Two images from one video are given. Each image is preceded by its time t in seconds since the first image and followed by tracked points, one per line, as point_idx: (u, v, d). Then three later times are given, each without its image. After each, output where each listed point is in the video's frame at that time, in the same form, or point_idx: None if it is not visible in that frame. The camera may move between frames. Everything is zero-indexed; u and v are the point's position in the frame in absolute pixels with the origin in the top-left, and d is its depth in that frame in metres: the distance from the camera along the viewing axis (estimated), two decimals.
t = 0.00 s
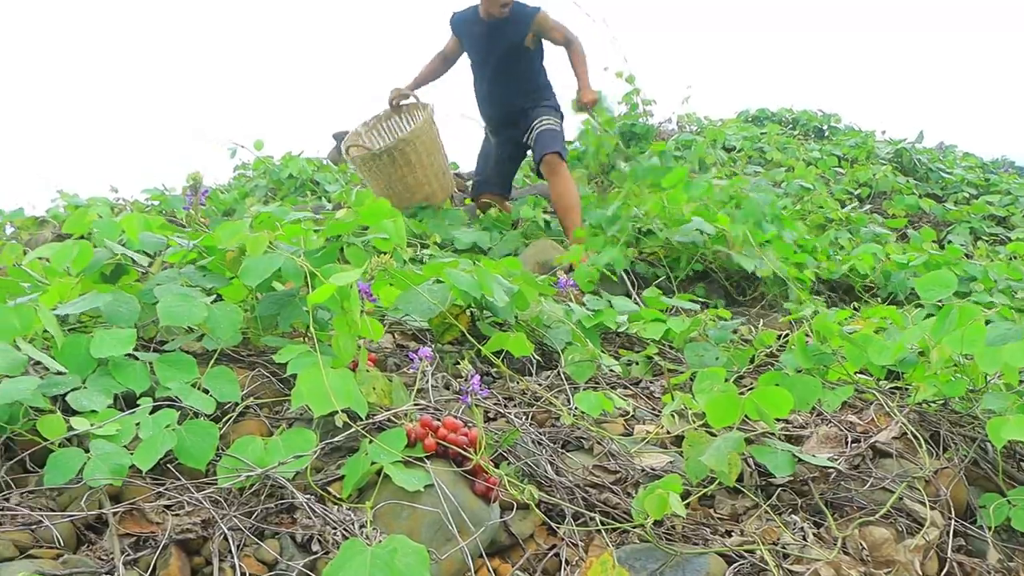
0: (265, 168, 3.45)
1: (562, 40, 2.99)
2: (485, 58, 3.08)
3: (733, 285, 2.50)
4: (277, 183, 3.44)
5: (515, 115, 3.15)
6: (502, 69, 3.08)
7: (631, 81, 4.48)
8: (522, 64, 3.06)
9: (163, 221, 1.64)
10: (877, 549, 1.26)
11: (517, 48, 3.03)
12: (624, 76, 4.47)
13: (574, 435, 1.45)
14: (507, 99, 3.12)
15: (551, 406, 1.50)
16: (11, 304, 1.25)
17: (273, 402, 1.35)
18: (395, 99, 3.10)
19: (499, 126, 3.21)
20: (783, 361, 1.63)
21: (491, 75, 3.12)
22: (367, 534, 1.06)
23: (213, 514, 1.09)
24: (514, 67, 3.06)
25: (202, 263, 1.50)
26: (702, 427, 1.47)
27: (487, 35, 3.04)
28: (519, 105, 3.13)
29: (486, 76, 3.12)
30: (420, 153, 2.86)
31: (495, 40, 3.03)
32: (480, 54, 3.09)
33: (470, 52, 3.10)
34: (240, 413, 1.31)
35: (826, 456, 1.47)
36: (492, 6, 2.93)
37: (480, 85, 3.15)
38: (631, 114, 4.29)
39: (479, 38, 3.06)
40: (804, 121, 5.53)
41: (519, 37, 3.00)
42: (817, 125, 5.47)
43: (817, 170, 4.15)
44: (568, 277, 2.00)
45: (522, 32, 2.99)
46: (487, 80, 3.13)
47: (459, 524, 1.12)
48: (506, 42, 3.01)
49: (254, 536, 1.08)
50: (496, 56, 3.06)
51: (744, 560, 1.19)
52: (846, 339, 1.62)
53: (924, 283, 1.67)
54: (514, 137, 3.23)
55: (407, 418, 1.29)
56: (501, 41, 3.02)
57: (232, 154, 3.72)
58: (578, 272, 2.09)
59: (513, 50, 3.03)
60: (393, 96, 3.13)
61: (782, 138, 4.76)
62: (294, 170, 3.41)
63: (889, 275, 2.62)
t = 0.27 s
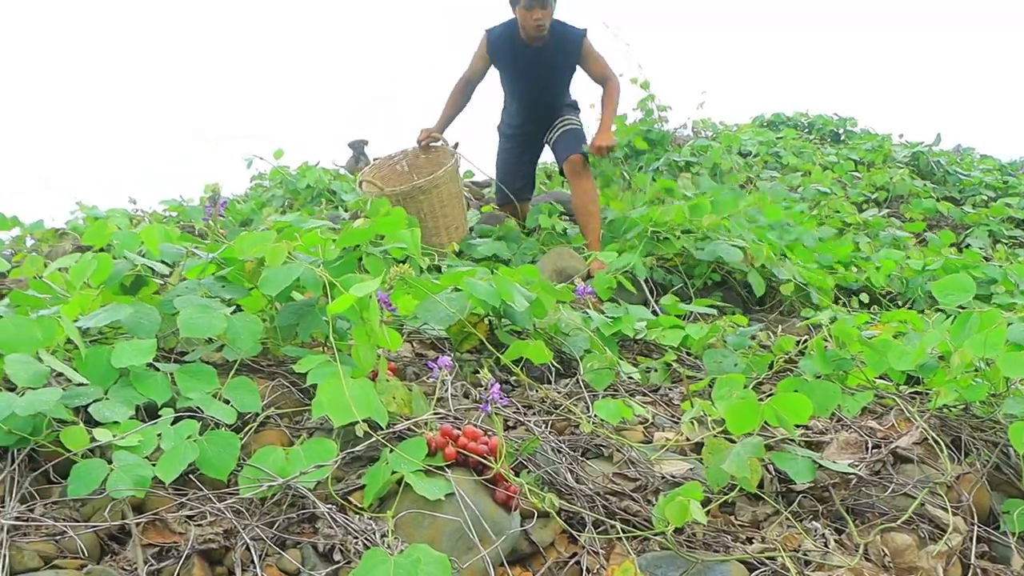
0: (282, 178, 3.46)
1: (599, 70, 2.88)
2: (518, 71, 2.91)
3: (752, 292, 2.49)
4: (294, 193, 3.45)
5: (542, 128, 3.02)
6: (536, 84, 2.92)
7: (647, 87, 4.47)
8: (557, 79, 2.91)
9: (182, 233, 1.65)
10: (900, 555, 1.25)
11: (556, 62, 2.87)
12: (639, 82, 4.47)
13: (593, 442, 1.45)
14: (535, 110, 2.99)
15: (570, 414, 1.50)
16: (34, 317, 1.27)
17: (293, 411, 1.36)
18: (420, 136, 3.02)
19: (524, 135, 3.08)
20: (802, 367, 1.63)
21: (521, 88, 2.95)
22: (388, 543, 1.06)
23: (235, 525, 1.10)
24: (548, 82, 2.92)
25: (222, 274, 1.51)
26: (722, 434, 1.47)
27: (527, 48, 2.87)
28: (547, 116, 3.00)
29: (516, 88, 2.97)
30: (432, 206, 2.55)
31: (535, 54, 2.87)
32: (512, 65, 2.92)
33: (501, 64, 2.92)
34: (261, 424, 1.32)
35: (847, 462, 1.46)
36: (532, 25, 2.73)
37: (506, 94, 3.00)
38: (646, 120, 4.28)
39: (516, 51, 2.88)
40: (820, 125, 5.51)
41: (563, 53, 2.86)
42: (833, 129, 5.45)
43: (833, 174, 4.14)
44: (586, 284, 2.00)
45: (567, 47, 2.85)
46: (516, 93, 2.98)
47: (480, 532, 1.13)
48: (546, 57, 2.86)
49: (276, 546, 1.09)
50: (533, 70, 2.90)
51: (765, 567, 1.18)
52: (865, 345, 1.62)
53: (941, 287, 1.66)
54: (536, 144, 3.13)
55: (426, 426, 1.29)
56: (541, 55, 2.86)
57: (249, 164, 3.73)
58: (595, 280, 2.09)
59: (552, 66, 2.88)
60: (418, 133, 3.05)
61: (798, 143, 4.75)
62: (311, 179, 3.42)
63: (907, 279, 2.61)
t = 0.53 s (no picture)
0: (302, 185, 3.48)
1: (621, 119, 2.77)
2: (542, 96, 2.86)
3: (773, 297, 2.48)
4: (314, 201, 3.47)
5: (560, 145, 2.99)
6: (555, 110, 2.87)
7: (665, 91, 4.47)
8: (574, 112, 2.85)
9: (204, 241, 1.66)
10: (924, 559, 1.25)
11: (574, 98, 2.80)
12: (657, 86, 4.46)
13: (615, 447, 1.45)
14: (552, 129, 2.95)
15: (593, 419, 1.50)
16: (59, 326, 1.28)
17: (317, 418, 1.37)
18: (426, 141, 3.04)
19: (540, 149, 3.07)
20: (825, 370, 1.62)
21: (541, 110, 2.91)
22: (412, 548, 1.07)
23: (259, 531, 1.10)
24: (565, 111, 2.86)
25: (244, 282, 1.52)
26: (745, 438, 1.46)
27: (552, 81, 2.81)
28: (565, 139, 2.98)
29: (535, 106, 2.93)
30: (441, 213, 2.54)
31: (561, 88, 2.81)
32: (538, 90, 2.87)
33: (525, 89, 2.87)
34: (284, 430, 1.33)
35: (870, 465, 1.46)
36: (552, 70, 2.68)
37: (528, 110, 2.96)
38: (665, 124, 4.28)
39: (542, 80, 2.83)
40: (839, 127, 5.50)
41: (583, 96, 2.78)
42: (853, 131, 5.44)
43: (853, 177, 4.12)
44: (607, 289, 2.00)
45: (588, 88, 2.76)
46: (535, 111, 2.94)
47: (504, 538, 1.13)
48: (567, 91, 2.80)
49: (301, 552, 1.10)
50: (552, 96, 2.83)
51: (790, 572, 1.18)
52: (887, 348, 1.61)
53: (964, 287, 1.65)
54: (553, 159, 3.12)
55: (449, 433, 1.30)
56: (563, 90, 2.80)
57: (269, 172, 3.75)
58: (615, 285, 2.09)
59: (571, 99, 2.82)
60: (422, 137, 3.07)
61: (818, 146, 4.73)
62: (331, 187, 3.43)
63: (929, 282, 2.60)
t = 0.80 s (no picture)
0: (319, 189, 3.49)
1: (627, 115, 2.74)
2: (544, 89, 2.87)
3: (791, 297, 2.48)
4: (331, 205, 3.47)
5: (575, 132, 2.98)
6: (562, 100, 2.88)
7: (680, 92, 4.47)
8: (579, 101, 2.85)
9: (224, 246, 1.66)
10: (946, 560, 1.24)
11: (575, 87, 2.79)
12: (673, 87, 4.46)
13: (634, 449, 1.45)
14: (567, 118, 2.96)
15: (611, 421, 1.50)
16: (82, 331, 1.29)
17: (336, 422, 1.37)
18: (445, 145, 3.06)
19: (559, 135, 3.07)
20: (843, 371, 1.62)
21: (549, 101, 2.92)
22: (433, 550, 1.07)
23: (281, 534, 1.11)
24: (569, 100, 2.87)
25: (263, 286, 1.53)
26: (764, 439, 1.46)
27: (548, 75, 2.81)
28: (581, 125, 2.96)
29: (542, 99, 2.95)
30: (461, 222, 2.57)
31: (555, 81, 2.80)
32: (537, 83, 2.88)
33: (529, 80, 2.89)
34: (305, 434, 1.33)
35: (890, 466, 1.46)
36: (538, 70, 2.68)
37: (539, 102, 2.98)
38: (681, 125, 4.28)
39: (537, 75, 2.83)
40: (856, 127, 5.48)
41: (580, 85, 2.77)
42: (869, 131, 5.42)
43: (870, 176, 4.11)
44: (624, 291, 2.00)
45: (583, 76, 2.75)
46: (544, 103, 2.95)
47: (524, 540, 1.13)
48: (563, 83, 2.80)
49: (322, 555, 1.10)
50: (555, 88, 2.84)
51: (810, 573, 1.18)
52: (907, 347, 1.60)
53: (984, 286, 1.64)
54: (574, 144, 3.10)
55: (469, 435, 1.30)
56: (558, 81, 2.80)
57: (285, 176, 3.76)
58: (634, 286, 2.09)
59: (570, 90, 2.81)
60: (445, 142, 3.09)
61: (834, 145, 4.72)
62: (348, 191, 3.44)
63: (948, 281, 2.59)
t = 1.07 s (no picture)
0: (336, 194, 3.50)
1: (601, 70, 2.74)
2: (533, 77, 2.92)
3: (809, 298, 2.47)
4: (348, 210, 3.49)
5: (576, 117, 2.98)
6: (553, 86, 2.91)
7: (696, 94, 4.46)
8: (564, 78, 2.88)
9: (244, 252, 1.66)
10: (967, 563, 1.24)
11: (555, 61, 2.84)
12: (689, 89, 4.45)
13: (654, 453, 1.45)
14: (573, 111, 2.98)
15: (630, 424, 1.50)
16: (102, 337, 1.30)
17: (356, 426, 1.38)
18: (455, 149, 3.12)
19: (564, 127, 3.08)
20: (863, 372, 1.61)
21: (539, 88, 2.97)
22: (454, 555, 1.08)
23: (302, 539, 1.12)
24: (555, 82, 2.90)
25: (282, 291, 1.53)
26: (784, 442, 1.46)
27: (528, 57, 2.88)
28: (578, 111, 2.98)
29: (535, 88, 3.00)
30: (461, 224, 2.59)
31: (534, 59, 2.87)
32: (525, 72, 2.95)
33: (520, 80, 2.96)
34: (324, 439, 1.34)
35: (910, 468, 1.45)
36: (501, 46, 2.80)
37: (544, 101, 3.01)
38: (697, 127, 4.28)
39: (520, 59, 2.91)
40: (873, 127, 5.46)
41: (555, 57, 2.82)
42: (886, 131, 5.40)
43: (888, 177, 4.09)
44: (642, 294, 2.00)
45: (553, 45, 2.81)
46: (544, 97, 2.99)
47: (544, 544, 1.13)
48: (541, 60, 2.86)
49: (343, 559, 1.11)
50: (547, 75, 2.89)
51: None
52: (926, 349, 1.60)
53: (1004, 287, 1.64)
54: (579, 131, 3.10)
55: (488, 439, 1.30)
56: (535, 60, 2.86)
57: (302, 182, 3.78)
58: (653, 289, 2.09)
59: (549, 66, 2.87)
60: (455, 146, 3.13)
61: (851, 146, 4.70)
62: (365, 195, 3.45)
63: (967, 281, 2.57)
